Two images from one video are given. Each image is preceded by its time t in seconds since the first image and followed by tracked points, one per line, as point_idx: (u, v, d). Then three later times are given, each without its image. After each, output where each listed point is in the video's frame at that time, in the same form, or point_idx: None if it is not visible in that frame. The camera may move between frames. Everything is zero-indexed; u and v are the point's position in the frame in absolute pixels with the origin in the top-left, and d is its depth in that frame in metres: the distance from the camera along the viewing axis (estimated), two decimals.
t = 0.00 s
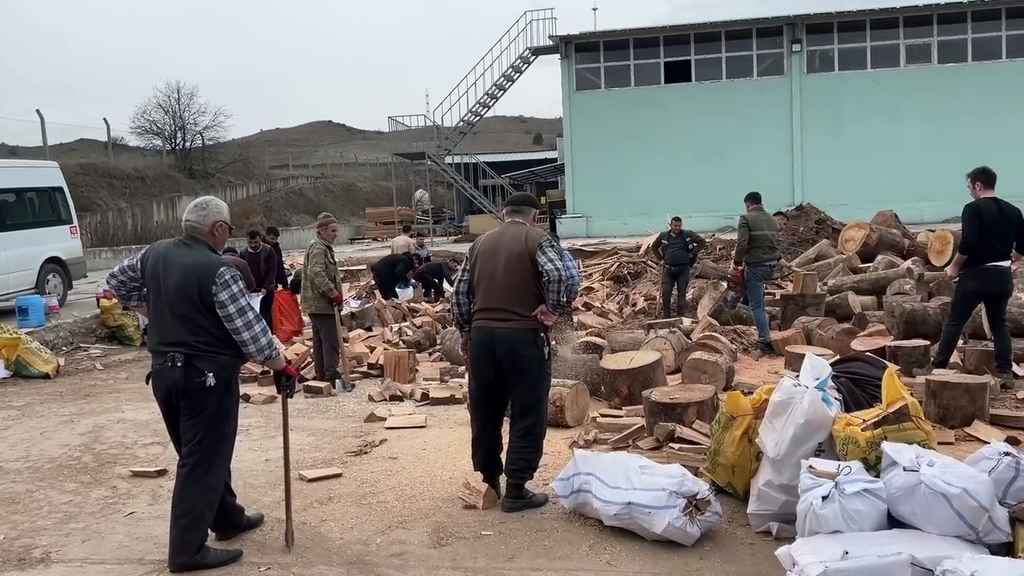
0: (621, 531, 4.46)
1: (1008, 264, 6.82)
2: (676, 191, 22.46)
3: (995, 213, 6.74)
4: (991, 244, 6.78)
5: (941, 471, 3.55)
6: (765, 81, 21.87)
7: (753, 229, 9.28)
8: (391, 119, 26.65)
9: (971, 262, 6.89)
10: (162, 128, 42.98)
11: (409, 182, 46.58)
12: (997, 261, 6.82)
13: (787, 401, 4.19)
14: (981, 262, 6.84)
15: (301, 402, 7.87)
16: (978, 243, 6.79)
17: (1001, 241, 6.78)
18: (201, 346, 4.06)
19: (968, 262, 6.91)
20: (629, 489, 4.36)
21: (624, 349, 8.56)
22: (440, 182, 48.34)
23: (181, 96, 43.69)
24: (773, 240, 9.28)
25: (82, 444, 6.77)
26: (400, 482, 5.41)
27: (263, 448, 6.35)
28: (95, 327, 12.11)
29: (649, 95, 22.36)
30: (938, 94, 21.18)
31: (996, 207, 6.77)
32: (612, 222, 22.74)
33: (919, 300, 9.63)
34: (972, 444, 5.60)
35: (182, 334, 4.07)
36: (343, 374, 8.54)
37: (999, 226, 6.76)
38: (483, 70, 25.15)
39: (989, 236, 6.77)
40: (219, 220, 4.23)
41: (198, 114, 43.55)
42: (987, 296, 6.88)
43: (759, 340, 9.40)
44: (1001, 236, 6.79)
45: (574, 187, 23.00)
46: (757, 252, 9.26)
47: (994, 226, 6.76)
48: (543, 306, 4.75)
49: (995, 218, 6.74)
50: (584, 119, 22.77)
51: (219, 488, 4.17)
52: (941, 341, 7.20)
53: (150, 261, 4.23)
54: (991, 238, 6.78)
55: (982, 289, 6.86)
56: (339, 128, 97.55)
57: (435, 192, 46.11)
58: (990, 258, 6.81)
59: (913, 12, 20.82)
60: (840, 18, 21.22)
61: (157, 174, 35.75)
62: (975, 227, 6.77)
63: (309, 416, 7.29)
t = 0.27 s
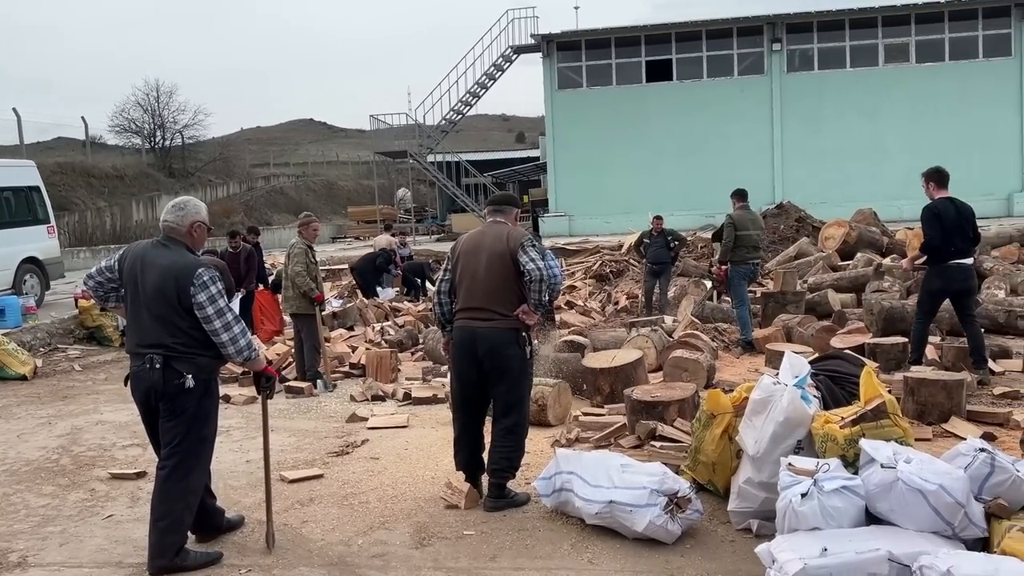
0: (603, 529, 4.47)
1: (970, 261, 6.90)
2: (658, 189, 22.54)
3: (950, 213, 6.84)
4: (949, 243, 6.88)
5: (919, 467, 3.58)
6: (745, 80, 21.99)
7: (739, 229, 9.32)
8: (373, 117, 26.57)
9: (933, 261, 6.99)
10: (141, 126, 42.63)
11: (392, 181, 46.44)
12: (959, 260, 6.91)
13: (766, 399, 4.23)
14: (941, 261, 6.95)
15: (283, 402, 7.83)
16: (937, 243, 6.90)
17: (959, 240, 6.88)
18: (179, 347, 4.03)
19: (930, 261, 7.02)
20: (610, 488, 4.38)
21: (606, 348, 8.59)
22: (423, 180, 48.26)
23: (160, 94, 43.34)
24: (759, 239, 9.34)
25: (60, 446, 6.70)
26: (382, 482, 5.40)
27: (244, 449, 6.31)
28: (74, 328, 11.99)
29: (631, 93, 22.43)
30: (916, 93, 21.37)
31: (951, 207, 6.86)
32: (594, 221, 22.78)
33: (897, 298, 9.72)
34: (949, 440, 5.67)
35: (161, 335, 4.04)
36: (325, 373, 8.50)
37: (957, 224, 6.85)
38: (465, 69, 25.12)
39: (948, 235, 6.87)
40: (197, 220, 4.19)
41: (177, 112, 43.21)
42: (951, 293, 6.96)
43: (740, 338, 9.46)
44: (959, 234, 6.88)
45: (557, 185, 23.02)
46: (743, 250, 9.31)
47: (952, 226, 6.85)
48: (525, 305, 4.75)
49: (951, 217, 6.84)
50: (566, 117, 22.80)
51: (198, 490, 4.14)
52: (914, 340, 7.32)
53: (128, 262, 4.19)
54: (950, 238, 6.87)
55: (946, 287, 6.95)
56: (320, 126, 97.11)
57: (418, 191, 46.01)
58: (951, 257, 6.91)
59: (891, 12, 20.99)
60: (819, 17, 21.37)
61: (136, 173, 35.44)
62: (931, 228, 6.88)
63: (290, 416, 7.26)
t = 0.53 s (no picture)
0: (587, 527, 4.48)
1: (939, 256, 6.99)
2: (642, 188, 22.60)
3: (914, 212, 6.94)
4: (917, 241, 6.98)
5: (900, 465, 3.61)
6: (728, 79, 22.09)
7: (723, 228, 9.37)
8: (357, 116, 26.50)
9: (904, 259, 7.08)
10: (122, 125, 42.33)
11: (376, 180, 46.31)
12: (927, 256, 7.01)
13: (749, 397, 4.25)
14: (911, 259, 7.04)
15: (266, 403, 7.79)
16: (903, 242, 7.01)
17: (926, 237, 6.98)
18: (160, 348, 4.00)
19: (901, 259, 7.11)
20: (595, 486, 4.39)
21: (590, 347, 8.61)
22: (407, 179, 48.20)
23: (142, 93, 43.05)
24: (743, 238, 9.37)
25: (40, 448, 6.64)
26: (366, 483, 5.39)
27: (227, 450, 6.28)
28: (54, 329, 11.87)
29: (615, 93, 22.48)
30: (897, 93, 21.54)
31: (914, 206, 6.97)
32: (579, 220, 22.81)
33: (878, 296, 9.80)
34: (930, 437, 5.72)
35: (142, 336, 4.01)
36: (309, 374, 8.47)
37: (922, 223, 6.96)
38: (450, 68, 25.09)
39: (914, 235, 6.97)
40: (174, 220, 4.15)
41: (159, 111, 42.93)
42: (924, 289, 7.04)
43: (724, 336, 9.51)
44: (925, 231, 6.98)
45: (541, 184, 23.05)
46: (727, 249, 9.36)
47: (918, 224, 6.95)
48: (509, 305, 4.75)
49: (915, 216, 6.95)
50: (550, 116, 22.82)
51: (181, 492, 4.11)
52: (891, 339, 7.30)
53: (109, 263, 4.17)
54: (917, 236, 6.98)
55: (919, 282, 7.03)
56: (304, 125, 96.73)
57: (402, 190, 45.92)
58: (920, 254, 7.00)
59: (872, 12, 21.15)
60: (801, 17, 21.50)
61: (117, 173, 35.17)
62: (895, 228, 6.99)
63: (274, 417, 7.22)
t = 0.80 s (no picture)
0: (573, 528, 4.49)
1: (933, 254, 7.05)
2: (628, 188, 22.66)
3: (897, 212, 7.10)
4: (903, 240, 7.08)
5: (883, 463, 3.64)
6: (714, 80, 22.18)
7: (703, 227, 9.41)
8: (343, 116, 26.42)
9: (897, 259, 7.14)
10: (106, 125, 42.05)
11: (362, 179, 46.19)
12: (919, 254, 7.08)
13: (734, 397, 4.28)
14: (905, 258, 7.09)
15: (252, 404, 7.75)
16: (891, 243, 7.14)
17: (913, 234, 7.08)
18: (141, 349, 3.98)
19: (895, 259, 7.16)
20: (581, 486, 4.39)
21: (577, 346, 8.62)
22: (394, 179, 48.15)
23: (126, 93, 42.76)
24: (724, 237, 9.37)
25: (23, 451, 6.58)
26: (352, 484, 5.37)
27: (212, 452, 6.25)
28: (37, 331, 11.78)
29: (601, 93, 22.52)
30: (881, 93, 21.67)
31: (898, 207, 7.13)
32: (565, 220, 22.83)
33: (863, 295, 9.87)
34: (913, 435, 5.77)
35: (123, 337, 3.99)
36: (294, 375, 8.43)
37: (909, 222, 7.09)
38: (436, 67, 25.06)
39: (901, 233, 7.09)
40: (153, 220, 4.11)
41: (144, 111, 42.68)
42: (921, 287, 7.08)
43: (709, 336, 9.54)
44: (913, 229, 7.08)
45: (528, 184, 23.06)
46: (709, 248, 9.39)
47: (904, 223, 7.09)
48: (495, 305, 4.75)
49: (900, 217, 7.09)
50: (537, 116, 22.84)
51: (165, 494, 4.09)
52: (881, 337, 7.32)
53: (90, 263, 4.15)
54: (904, 235, 7.08)
55: (915, 281, 7.07)
56: (290, 125, 96.39)
57: (389, 190, 45.87)
58: (912, 253, 7.07)
59: (857, 13, 21.28)
60: (786, 18, 21.60)
61: (101, 173, 34.92)
62: (884, 229, 7.15)
63: (259, 419, 7.19)
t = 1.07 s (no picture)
0: (561, 528, 4.49)
1: (933, 254, 7.11)
2: (617, 188, 22.70)
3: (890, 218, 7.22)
4: (898, 243, 7.17)
5: (868, 462, 3.66)
6: (702, 81, 22.25)
7: (688, 227, 9.51)
8: (331, 116, 26.35)
9: (896, 263, 7.18)
10: (92, 126, 41.78)
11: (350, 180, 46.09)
12: (919, 254, 7.14)
13: (721, 397, 4.30)
14: (905, 260, 7.14)
15: (240, 406, 7.73)
16: (887, 249, 7.21)
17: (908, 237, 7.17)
18: (125, 352, 3.96)
19: (894, 264, 7.20)
20: (569, 486, 4.40)
21: (565, 347, 8.63)
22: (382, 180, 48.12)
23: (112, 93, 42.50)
24: (709, 237, 9.39)
25: (7, 454, 6.54)
26: (340, 486, 5.36)
27: (199, 454, 6.22)
28: (22, 333, 11.70)
29: (590, 93, 22.56)
30: (867, 94, 21.81)
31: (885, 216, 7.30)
32: (554, 220, 22.86)
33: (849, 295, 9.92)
34: (899, 434, 5.81)
35: (105, 339, 3.98)
36: (282, 376, 8.41)
37: (901, 226, 7.20)
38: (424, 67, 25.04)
39: (897, 236, 7.18)
40: (137, 222, 4.09)
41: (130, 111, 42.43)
42: (924, 287, 7.11)
43: (696, 336, 9.58)
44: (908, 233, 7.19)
45: (517, 185, 23.09)
46: (695, 247, 9.44)
47: (896, 228, 7.20)
48: (482, 306, 4.75)
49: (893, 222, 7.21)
50: (525, 117, 22.85)
51: (151, 496, 4.07)
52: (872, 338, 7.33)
53: (74, 265, 4.14)
54: (899, 238, 7.18)
55: (916, 283, 7.09)
56: (277, 125, 96.10)
57: (377, 190, 45.83)
58: (911, 254, 7.13)
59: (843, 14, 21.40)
60: (773, 19, 21.69)
61: (87, 174, 34.69)
62: (879, 236, 7.22)
63: (246, 421, 7.17)
